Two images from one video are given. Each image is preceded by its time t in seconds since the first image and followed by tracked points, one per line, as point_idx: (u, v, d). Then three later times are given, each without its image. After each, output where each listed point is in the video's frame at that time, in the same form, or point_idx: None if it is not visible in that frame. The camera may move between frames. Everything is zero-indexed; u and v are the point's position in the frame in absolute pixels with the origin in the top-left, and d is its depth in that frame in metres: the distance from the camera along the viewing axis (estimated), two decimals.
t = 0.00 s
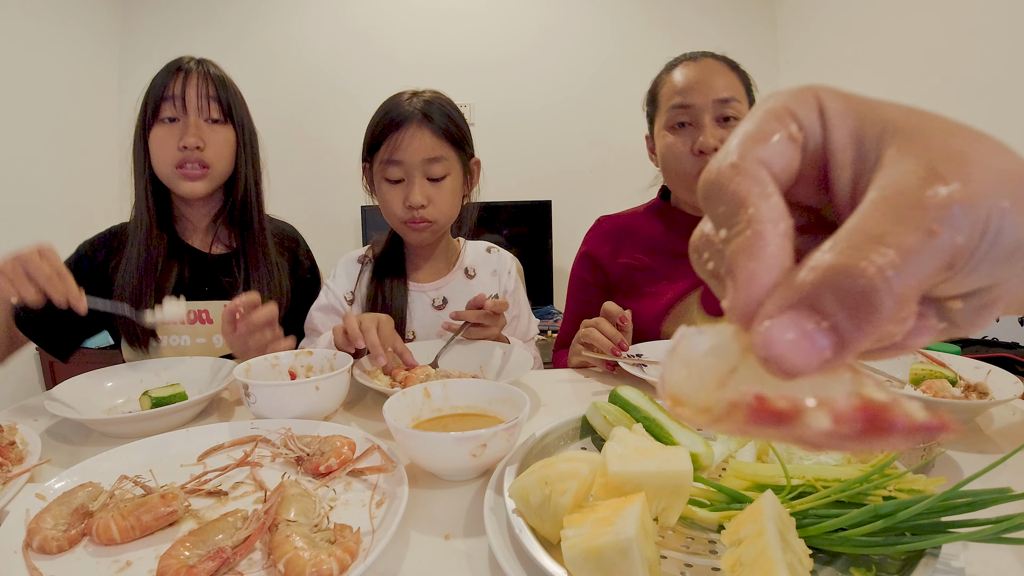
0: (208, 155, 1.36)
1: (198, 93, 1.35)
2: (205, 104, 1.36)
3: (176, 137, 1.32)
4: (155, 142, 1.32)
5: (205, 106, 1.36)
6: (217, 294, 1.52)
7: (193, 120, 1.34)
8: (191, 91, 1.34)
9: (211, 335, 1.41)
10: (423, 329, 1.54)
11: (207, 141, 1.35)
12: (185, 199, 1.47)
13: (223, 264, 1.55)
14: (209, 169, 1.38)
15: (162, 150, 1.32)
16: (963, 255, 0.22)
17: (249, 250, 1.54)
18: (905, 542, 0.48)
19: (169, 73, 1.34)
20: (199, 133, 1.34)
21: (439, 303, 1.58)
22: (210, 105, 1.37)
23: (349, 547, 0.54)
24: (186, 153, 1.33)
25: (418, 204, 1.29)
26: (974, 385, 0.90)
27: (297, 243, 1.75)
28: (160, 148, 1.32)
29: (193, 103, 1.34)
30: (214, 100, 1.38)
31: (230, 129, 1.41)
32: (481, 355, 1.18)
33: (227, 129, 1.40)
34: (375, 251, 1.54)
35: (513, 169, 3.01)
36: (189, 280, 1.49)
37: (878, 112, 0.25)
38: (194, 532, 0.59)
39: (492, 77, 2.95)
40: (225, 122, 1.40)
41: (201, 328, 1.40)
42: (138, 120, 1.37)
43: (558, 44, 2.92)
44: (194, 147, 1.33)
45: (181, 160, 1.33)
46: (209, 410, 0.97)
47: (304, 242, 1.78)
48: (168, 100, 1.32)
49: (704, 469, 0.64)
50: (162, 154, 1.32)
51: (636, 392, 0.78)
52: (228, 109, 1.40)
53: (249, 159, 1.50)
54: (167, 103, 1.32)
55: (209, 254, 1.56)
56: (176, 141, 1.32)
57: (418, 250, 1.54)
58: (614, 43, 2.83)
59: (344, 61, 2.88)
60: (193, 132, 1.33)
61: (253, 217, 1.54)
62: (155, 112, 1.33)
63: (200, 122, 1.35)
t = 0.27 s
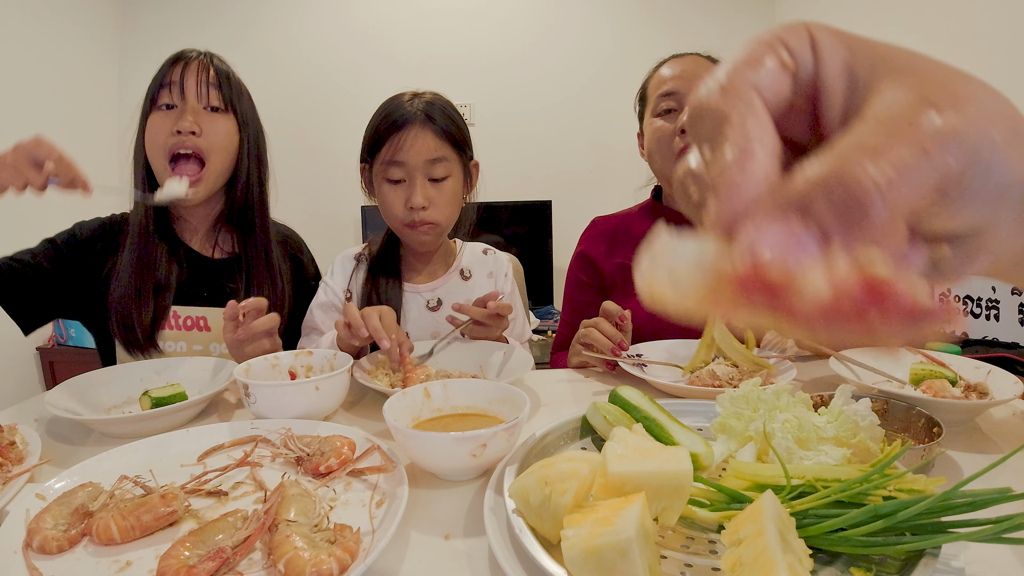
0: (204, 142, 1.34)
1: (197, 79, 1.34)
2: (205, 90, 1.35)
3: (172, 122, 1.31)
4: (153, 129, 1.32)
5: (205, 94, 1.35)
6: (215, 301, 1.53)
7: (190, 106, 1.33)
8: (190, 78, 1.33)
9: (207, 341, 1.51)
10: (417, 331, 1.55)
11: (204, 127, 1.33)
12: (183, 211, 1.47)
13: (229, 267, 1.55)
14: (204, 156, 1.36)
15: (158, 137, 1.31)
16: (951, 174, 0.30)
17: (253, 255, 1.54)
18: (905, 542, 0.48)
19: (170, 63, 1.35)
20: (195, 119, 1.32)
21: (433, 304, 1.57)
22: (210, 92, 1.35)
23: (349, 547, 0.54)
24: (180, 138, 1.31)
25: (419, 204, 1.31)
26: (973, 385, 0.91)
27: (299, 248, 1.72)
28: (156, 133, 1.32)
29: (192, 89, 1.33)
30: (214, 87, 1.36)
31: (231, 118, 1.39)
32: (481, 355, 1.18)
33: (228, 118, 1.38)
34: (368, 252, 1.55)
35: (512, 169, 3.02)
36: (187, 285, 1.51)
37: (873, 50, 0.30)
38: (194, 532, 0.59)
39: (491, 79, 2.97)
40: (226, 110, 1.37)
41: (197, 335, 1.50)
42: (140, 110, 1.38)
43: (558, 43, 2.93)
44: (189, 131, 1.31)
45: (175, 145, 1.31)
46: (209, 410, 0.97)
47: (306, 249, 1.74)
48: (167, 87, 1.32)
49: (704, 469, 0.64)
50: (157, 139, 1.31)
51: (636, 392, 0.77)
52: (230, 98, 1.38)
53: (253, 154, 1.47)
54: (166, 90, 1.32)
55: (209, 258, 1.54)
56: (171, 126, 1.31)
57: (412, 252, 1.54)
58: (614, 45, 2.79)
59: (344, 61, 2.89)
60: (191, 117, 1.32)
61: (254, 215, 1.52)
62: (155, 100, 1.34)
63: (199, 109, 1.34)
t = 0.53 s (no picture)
0: (199, 134, 1.33)
1: (195, 73, 1.32)
2: (204, 85, 1.34)
3: (165, 113, 1.30)
4: (145, 120, 1.31)
5: (202, 89, 1.33)
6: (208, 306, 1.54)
7: (186, 99, 1.31)
8: (187, 71, 1.32)
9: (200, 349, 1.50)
10: (415, 326, 1.56)
11: (200, 121, 1.32)
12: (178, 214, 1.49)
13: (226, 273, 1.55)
14: (198, 150, 1.35)
15: (150, 128, 1.31)
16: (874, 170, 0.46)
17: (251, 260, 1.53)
18: (905, 542, 0.48)
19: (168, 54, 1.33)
20: (191, 112, 1.31)
21: (433, 299, 1.57)
22: (209, 86, 1.34)
23: (349, 547, 0.54)
24: (173, 129, 1.30)
25: (419, 202, 1.31)
26: (974, 385, 0.90)
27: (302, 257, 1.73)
28: (150, 124, 1.31)
29: (190, 82, 1.32)
30: (213, 82, 1.35)
31: (228, 113, 1.38)
32: (481, 354, 1.18)
33: (226, 114, 1.37)
34: (370, 250, 1.53)
35: (513, 169, 3.01)
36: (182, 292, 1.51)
37: (834, 106, 0.45)
38: (194, 533, 0.59)
39: (490, 79, 2.94)
40: (224, 106, 1.37)
41: (191, 341, 1.49)
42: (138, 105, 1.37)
43: (559, 43, 2.92)
44: (184, 124, 1.29)
45: (166, 136, 1.30)
46: (209, 410, 0.97)
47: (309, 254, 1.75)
48: (163, 80, 1.31)
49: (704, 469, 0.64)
50: (149, 130, 1.31)
51: (636, 392, 0.77)
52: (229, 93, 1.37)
53: (252, 154, 1.47)
54: (162, 82, 1.31)
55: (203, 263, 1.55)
56: (164, 116, 1.30)
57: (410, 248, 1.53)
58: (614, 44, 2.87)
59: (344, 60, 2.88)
60: (187, 110, 1.30)
61: (255, 217, 1.51)
62: (150, 90, 1.32)
63: (195, 103, 1.33)
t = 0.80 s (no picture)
0: (185, 135, 1.32)
1: (179, 72, 1.32)
2: (188, 84, 1.33)
3: (148, 115, 1.29)
4: (129, 123, 1.31)
5: (186, 88, 1.32)
6: (207, 309, 1.53)
7: (170, 100, 1.31)
8: (170, 71, 1.31)
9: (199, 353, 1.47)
10: (416, 328, 1.56)
11: (183, 121, 1.31)
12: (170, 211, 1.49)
13: (223, 275, 1.55)
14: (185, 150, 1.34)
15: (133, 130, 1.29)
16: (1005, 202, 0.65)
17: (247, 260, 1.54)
18: (905, 542, 0.48)
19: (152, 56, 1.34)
20: (174, 112, 1.30)
21: (433, 302, 1.56)
22: (193, 86, 1.33)
23: (349, 547, 0.54)
24: (158, 131, 1.29)
25: (429, 206, 1.30)
26: (973, 385, 0.90)
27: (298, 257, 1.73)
28: (134, 127, 1.30)
29: (173, 82, 1.31)
30: (197, 80, 1.34)
31: (215, 112, 1.37)
32: (481, 354, 1.18)
33: (211, 113, 1.36)
34: (369, 252, 1.55)
35: (513, 168, 3.01)
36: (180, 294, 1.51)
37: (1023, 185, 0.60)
38: (194, 532, 0.59)
39: (490, 78, 2.92)
40: (210, 104, 1.36)
41: (188, 345, 1.47)
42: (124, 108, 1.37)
43: (559, 43, 2.92)
44: (166, 125, 1.28)
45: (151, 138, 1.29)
46: (210, 410, 0.97)
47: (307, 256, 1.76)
48: (146, 80, 1.31)
49: (704, 469, 0.64)
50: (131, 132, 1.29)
51: (636, 392, 0.77)
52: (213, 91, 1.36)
53: (241, 152, 1.46)
54: (146, 84, 1.31)
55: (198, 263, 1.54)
56: (147, 118, 1.29)
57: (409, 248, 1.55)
58: (614, 44, 2.92)
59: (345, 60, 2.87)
60: (169, 112, 1.29)
61: (247, 218, 1.52)
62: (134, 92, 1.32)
63: (179, 103, 1.32)
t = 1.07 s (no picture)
0: (185, 152, 1.31)
1: (170, 84, 1.28)
2: (180, 97, 1.30)
3: (148, 135, 1.28)
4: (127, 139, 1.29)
5: (180, 99, 1.30)
6: (207, 306, 1.53)
7: (165, 117, 1.29)
8: (162, 81, 1.27)
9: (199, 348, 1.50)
10: (415, 334, 1.57)
11: (182, 139, 1.31)
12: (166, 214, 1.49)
13: (211, 276, 1.55)
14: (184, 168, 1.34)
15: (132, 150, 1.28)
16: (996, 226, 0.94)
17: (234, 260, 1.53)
18: (906, 542, 0.48)
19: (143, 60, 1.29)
20: (171, 131, 1.29)
21: (431, 310, 1.57)
22: (185, 99, 1.30)
23: (349, 547, 0.54)
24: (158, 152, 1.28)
25: (438, 209, 1.30)
26: (974, 385, 0.90)
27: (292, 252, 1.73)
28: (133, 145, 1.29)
29: (165, 96, 1.28)
30: (189, 91, 1.31)
31: (209, 122, 1.35)
32: (481, 354, 1.18)
33: (207, 123, 1.35)
34: (363, 260, 1.53)
35: (512, 168, 3.00)
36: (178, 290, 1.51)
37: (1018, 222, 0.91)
38: (194, 532, 0.59)
39: (490, 77, 2.92)
40: (204, 115, 1.33)
41: (189, 341, 1.49)
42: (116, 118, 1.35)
43: (559, 43, 2.92)
44: (166, 146, 1.28)
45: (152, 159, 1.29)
46: (209, 410, 0.97)
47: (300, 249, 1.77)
48: (139, 95, 1.28)
49: (704, 469, 0.64)
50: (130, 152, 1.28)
51: (637, 392, 0.77)
52: (207, 100, 1.33)
53: (235, 155, 1.44)
54: (139, 99, 1.28)
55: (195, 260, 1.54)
56: (147, 139, 1.28)
57: (404, 260, 1.55)
58: (614, 44, 2.92)
59: (345, 59, 2.87)
60: (166, 131, 1.28)
61: (236, 218, 1.50)
62: (127, 105, 1.29)
63: (174, 118, 1.30)
